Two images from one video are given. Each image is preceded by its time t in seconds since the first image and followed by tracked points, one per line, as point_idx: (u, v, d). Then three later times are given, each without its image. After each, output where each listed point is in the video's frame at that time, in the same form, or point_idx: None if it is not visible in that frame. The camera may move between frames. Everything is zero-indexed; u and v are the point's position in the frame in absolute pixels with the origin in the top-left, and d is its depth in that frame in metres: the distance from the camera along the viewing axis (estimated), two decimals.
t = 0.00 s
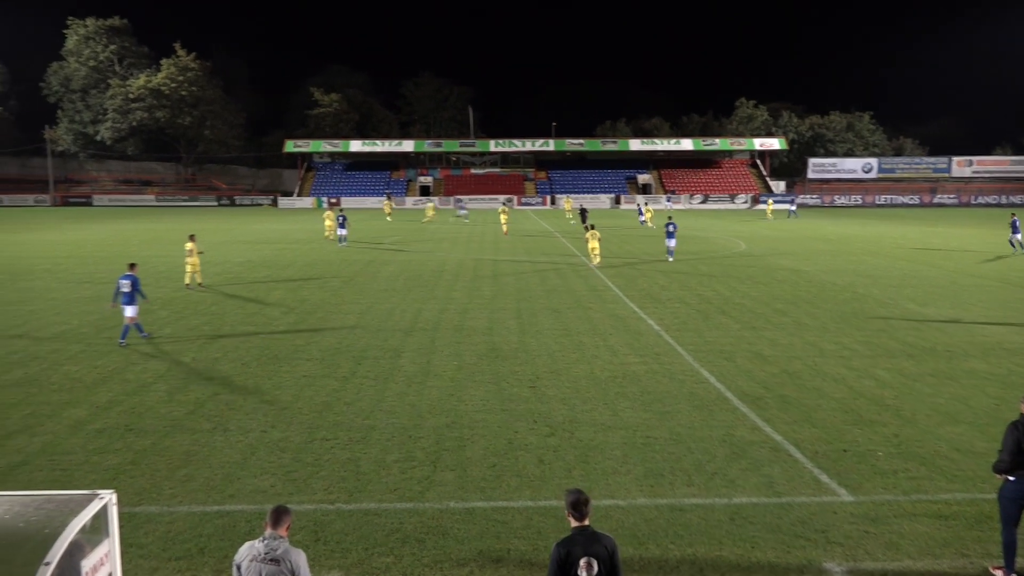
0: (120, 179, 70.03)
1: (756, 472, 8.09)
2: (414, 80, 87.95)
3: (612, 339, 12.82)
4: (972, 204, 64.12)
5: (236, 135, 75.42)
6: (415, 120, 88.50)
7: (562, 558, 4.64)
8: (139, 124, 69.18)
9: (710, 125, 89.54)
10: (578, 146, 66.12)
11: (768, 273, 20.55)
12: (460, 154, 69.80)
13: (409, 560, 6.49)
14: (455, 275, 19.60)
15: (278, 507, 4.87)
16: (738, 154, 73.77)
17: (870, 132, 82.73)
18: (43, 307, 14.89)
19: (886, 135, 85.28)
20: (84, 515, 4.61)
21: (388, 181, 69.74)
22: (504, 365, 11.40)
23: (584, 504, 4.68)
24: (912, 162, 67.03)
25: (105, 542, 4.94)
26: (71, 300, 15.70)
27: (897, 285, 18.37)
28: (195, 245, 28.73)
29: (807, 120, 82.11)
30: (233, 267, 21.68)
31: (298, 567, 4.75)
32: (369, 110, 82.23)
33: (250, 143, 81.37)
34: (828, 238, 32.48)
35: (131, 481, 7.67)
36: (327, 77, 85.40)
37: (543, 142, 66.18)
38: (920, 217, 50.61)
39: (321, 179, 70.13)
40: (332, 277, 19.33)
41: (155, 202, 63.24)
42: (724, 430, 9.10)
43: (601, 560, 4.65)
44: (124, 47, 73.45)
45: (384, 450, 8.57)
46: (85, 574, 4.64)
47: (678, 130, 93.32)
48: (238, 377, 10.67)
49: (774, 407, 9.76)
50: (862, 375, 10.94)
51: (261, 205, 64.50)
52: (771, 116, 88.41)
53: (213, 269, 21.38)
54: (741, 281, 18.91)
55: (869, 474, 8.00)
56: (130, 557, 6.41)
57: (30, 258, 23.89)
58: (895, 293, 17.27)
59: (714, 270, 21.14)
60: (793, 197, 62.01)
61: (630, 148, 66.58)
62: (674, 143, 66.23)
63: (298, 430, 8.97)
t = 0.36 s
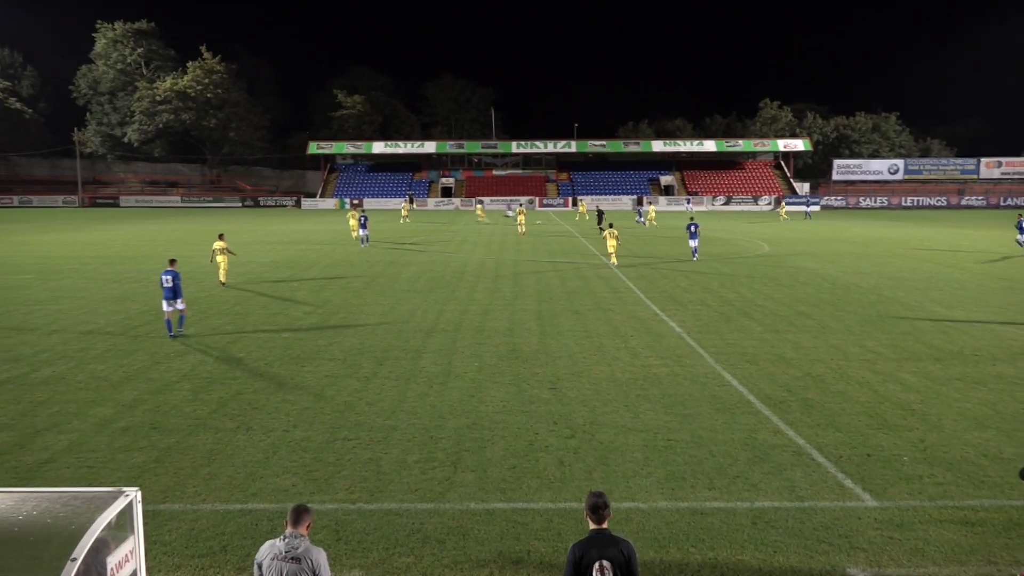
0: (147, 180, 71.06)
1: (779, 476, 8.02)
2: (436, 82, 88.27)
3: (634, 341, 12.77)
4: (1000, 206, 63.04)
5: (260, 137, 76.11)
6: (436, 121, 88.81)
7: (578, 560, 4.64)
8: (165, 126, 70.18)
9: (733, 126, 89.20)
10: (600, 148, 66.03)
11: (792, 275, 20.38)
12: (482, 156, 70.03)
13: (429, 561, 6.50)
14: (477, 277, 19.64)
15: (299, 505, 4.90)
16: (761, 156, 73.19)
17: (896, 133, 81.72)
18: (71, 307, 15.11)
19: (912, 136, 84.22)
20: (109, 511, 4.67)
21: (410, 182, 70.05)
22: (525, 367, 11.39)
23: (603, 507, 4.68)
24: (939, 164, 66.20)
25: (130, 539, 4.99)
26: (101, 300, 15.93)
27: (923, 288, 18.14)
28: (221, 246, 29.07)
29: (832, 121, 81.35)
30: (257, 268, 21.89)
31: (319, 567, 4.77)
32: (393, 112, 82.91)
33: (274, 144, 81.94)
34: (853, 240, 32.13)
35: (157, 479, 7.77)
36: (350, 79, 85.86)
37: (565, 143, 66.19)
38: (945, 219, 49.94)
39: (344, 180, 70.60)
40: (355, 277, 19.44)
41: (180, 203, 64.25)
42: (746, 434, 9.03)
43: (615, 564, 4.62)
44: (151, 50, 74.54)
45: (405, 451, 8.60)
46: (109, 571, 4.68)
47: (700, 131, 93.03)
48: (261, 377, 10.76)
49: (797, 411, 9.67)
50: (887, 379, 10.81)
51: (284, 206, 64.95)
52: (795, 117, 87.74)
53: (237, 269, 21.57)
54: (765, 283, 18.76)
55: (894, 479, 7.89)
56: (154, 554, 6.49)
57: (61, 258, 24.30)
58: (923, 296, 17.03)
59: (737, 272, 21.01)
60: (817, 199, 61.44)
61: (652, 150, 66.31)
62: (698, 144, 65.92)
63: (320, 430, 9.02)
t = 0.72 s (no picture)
0: (156, 181, 71.41)
1: (787, 478, 8.00)
2: (444, 83, 88.35)
3: (642, 343, 12.76)
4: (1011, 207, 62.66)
5: (269, 138, 76.31)
6: (445, 123, 88.89)
7: (585, 561, 4.64)
8: (175, 127, 70.50)
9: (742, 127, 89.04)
10: (608, 149, 66.01)
11: (802, 276, 20.31)
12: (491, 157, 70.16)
13: (437, 561, 6.51)
14: (485, 278, 19.66)
15: (307, 505, 4.93)
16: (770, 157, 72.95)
17: (906, 133, 81.35)
18: (82, 307, 15.19)
19: (922, 137, 83.85)
20: (117, 512, 4.69)
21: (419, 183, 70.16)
22: (533, 368, 11.40)
23: (611, 508, 4.69)
24: (949, 165, 65.91)
25: (140, 539, 5.00)
26: (111, 300, 16.00)
27: (933, 289, 18.07)
28: (230, 247, 29.16)
29: (841, 121, 81.02)
30: (266, 268, 21.93)
31: (327, 566, 4.79)
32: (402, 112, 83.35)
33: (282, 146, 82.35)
34: (863, 242, 32.00)
35: (166, 479, 7.81)
36: (359, 80, 86.04)
37: (574, 145, 66.20)
38: (955, 221, 49.68)
39: (353, 180, 70.71)
40: (363, 278, 19.46)
41: (189, 204, 64.62)
42: (754, 435, 9.01)
43: (622, 566, 4.61)
44: (161, 51, 74.86)
45: (412, 451, 8.61)
46: (119, 570, 4.69)
47: (708, 133, 92.84)
48: (270, 377, 10.78)
49: (806, 412, 9.64)
50: (896, 381, 10.76)
51: (293, 207, 65.23)
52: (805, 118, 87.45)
53: (246, 270, 21.61)
54: (773, 284, 18.71)
55: (904, 481, 7.85)
56: (163, 554, 6.51)
57: (73, 258, 24.45)
58: (933, 297, 16.94)
59: (746, 273, 20.94)
60: (826, 200, 61.26)
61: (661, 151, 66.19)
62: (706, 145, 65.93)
63: (328, 431, 9.04)
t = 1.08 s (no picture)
0: (168, 182, 71.85)
1: (798, 480, 7.96)
2: (454, 84, 88.42)
3: (652, 344, 12.72)
4: None
5: (280, 139, 76.55)
6: (454, 123, 88.95)
7: (594, 562, 4.63)
8: (186, 129, 70.83)
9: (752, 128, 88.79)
10: (618, 150, 65.93)
11: (813, 277, 20.21)
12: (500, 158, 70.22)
13: (446, 562, 6.51)
14: (495, 278, 19.67)
15: (317, 505, 4.94)
16: (780, 158, 72.66)
17: (917, 134, 80.82)
18: (93, 307, 15.25)
19: (934, 138, 83.33)
20: (129, 511, 4.70)
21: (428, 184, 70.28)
22: (543, 368, 11.39)
23: (620, 509, 4.69)
24: (962, 165, 65.50)
25: (151, 538, 5.03)
26: (123, 300, 16.09)
27: (946, 291, 17.96)
28: (241, 247, 29.31)
29: (853, 122, 80.60)
30: (276, 268, 22.00)
31: (337, 566, 4.80)
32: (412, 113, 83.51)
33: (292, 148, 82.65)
34: (876, 243, 31.81)
35: (177, 478, 7.84)
36: (368, 81, 86.22)
37: (583, 145, 66.14)
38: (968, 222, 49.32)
39: (362, 181, 70.81)
40: (373, 279, 19.50)
41: (200, 204, 64.97)
42: (765, 437, 8.97)
43: (631, 567, 4.59)
44: (172, 53, 75.23)
45: (422, 451, 8.62)
46: (131, 569, 4.71)
47: (718, 133, 92.57)
48: (280, 377, 10.81)
49: (816, 414, 9.59)
50: (908, 383, 10.68)
51: (304, 208, 65.52)
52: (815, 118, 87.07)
53: (257, 270, 21.70)
54: (784, 285, 18.63)
55: (916, 484, 7.80)
56: (174, 553, 6.54)
57: (86, 258, 24.61)
58: (945, 299, 16.84)
59: (756, 274, 20.86)
60: (837, 201, 60.98)
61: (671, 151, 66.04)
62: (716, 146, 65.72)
63: (338, 431, 9.05)
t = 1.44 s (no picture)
0: (177, 183, 72.24)
1: (807, 482, 7.93)
2: (461, 85, 88.50)
3: (659, 344, 12.72)
4: None
5: (288, 140, 76.74)
6: (462, 124, 89.07)
7: (601, 563, 4.62)
8: (196, 130, 71.12)
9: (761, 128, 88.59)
10: (626, 151, 65.90)
11: (821, 279, 20.19)
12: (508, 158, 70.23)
13: (453, 562, 6.52)
14: (502, 279, 19.75)
15: (324, 506, 4.94)
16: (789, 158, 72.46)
17: (927, 135, 80.47)
18: (102, 307, 15.32)
19: (943, 139, 83.02)
20: (138, 511, 4.72)
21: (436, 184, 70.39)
22: (550, 369, 11.39)
23: (627, 510, 4.69)
24: (972, 166, 65.21)
25: (158, 538, 5.03)
26: (133, 301, 16.16)
27: (955, 292, 17.93)
28: (250, 248, 29.40)
29: (862, 123, 80.31)
30: (285, 269, 22.09)
31: (346, 565, 4.82)
32: (420, 114, 83.56)
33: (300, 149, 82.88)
34: (886, 244, 31.75)
35: (185, 478, 7.87)
36: (376, 82, 86.39)
37: (591, 146, 66.11)
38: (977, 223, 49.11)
39: (370, 182, 70.89)
40: (380, 280, 19.54)
41: (209, 205, 65.23)
42: (773, 439, 8.93)
43: (638, 568, 4.58)
44: (182, 54, 75.52)
45: (430, 451, 8.64)
46: (139, 568, 4.73)
47: (726, 134, 92.41)
48: (288, 377, 10.85)
49: (825, 416, 9.56)
50: (916, 385, 10.64)
51: (312, 209, 65.77)
52: (824, 119, 86.82)
53: (266, 271, 21.79)
54: (793, 287, 18.62)
55: (925, 486, 7.76)
56: (182, 553, 6.56)
57: (97, 259, 24.75)
58: (955, 300, 16.75)
59: (763, 275, 20.85)
60: (847, 202, 60.72)
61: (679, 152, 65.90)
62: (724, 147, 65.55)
63: (346, 431, 9.06)
